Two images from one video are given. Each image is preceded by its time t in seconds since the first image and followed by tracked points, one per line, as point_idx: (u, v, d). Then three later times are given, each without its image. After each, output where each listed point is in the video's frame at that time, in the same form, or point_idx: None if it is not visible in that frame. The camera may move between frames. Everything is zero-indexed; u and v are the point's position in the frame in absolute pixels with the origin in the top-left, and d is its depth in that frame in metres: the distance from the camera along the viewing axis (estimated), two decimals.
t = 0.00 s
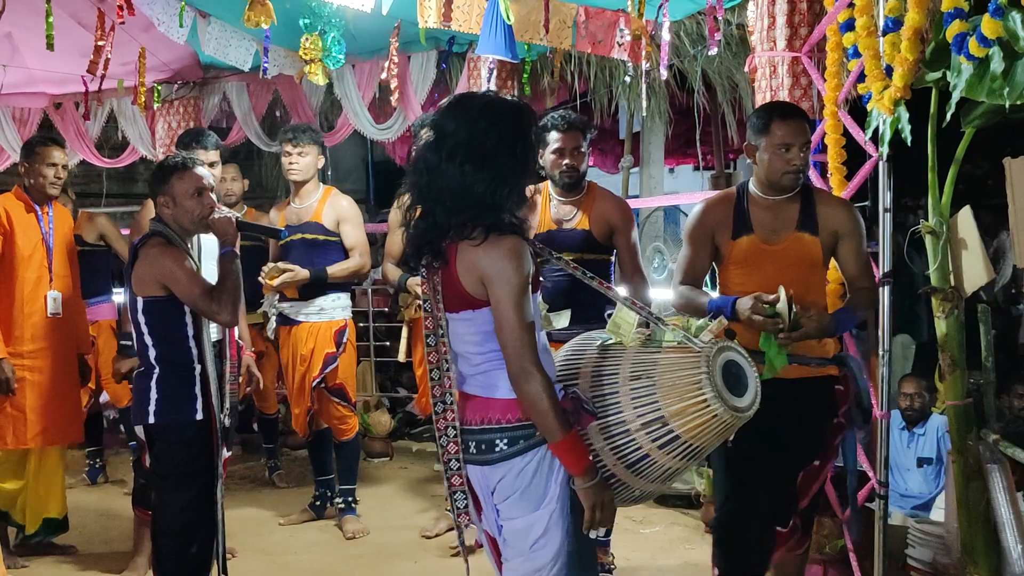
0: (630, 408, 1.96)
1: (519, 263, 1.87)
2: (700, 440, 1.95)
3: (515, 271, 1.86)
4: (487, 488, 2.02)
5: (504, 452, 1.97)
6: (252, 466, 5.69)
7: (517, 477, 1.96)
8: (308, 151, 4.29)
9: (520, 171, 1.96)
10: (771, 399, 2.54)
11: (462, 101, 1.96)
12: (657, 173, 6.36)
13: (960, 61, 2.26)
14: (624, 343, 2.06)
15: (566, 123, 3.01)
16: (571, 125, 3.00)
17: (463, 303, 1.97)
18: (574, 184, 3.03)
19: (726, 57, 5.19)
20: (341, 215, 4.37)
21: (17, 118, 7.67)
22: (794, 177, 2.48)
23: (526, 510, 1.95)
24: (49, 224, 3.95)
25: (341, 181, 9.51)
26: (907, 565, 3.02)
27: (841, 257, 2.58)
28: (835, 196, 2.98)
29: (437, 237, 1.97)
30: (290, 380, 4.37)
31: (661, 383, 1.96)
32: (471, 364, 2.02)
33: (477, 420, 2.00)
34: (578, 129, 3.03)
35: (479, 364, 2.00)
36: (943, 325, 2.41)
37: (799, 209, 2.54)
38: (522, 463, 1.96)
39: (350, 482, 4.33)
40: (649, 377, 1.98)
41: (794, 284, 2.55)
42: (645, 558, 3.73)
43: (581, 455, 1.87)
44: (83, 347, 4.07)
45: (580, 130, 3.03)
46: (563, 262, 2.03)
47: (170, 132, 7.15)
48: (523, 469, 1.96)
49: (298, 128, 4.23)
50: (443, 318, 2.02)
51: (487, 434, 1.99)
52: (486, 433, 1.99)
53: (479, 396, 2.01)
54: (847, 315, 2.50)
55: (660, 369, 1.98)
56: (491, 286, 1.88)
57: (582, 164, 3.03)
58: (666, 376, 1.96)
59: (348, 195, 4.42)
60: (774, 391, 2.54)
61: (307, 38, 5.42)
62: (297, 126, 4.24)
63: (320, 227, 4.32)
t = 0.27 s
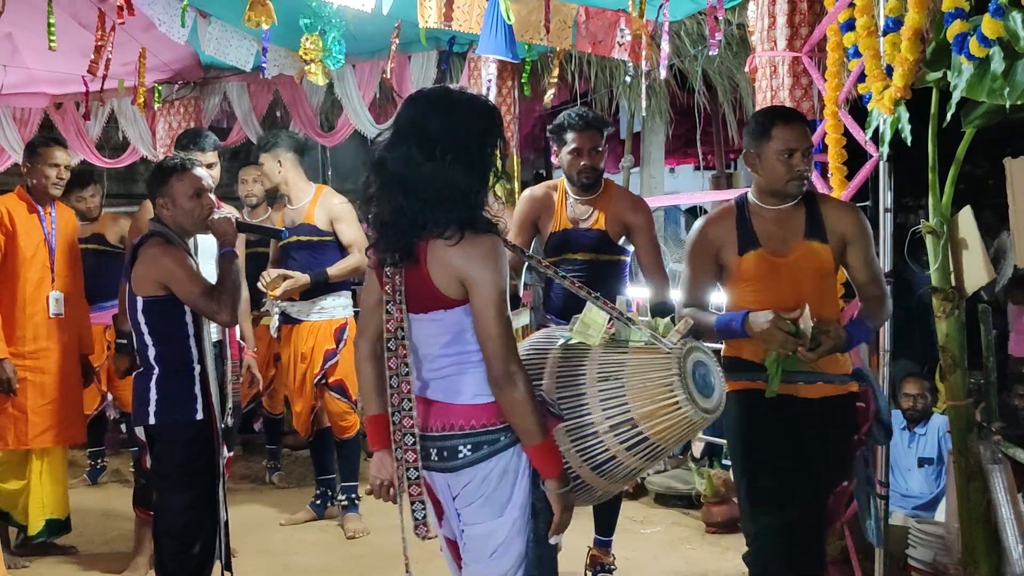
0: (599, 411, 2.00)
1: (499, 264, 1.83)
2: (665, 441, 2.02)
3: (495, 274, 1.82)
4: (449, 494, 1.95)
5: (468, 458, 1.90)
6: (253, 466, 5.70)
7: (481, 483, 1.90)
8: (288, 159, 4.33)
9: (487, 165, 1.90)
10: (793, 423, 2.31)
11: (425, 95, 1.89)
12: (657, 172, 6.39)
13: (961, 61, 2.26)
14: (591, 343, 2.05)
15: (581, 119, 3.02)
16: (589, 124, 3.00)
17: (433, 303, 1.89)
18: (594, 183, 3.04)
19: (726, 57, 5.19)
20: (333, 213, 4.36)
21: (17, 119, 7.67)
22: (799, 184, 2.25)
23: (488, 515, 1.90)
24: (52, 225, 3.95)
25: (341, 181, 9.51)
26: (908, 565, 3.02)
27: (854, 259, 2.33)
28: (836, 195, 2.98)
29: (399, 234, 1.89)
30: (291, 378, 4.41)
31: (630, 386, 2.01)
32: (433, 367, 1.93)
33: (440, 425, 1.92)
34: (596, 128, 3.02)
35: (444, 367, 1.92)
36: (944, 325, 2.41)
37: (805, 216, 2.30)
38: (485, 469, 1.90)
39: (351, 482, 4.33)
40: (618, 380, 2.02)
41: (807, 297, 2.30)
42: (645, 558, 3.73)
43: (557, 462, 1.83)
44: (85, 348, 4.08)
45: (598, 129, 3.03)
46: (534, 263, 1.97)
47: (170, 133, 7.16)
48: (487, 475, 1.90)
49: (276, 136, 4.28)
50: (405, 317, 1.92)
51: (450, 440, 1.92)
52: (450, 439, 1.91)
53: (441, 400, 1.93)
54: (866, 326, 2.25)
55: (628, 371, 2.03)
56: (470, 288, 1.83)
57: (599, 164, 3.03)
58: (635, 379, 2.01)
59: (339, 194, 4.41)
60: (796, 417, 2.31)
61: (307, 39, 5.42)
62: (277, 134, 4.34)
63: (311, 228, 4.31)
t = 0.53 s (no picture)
0: (558, 409, 2.03)
1: (468, 263, 1.80)
2: (620, 439, 2.08)
3: (464, 273, 1.79)
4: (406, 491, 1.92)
5: (427, 456, 1.88)
6: (254, 466, 5.70)
7: (440, 482, 1.88)
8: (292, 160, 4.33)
9: (452, 159, 1.86)
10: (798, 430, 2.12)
11: (386, 87, 1.83)
12: (657, 172, 6.50)
13: (962, 60, 2.26)
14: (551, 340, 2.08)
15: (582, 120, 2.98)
16: (591, 127, 2.97)
17: (397, 299, 1.86)
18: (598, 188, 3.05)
19: (726, 57, 5.19)
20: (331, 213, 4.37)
21: (18, 119, 7.68)
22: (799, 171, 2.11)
23: (445, 514, 1.88)
24: (54, 225, 3.96)
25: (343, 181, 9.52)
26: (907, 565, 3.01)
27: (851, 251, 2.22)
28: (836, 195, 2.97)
29: (365, 231, 1.86)
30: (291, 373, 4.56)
31: (590, 386, 2.05)
32: (397, 364, 1.90)
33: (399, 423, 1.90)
34: (598, 130, 3.00)
35: (408, 364, 1.88)
36: (945, 325, 2.40)
37: (801, 207, 2.16)
38: (445, 469, 1.87)
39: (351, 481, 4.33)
40: (578, 378, 2.06)
41: (810, 293, 2.14)
42: (645, 557, 3.73)
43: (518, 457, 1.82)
44: (85, 348, 4.08)
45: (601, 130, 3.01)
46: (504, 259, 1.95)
47: (170, 133, 7.16)
48: (447, 475, 1.88)
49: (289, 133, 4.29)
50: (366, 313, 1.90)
51: (410, 438, 1.89)
52: (409, 437, 1.89)
53: (405, 398, 1.90)
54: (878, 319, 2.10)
55: (588, 369, 2.07)
56: (439, 287, 1.79)
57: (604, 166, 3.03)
58: (594, 378, 2.06)
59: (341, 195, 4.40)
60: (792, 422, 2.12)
61: (307, 39, 5.38)
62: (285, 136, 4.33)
63: (310, 227, 4.33)
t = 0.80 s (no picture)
0: (510, 413, 1.97)
1: (411, 271, 1.74)
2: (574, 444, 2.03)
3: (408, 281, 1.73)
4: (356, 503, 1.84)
5: (377, 464, 1.80)
6: (254, 466, 5.70)
7: (392, 488, 1.80)
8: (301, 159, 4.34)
9: (405, 163, 1.82)
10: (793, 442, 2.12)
11: (335, 91, 1.80)
12: (657, 172, 6.42)
13: (961, 60, 2.26)
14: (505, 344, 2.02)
15: (566, 118, 2.92)
16: (575, 125, 2.90)
17: (341, 306, 1.79)
18: (583, 188, 2.95)
19: (726, 57, 5.19)
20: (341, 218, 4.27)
21: (17, 119, 7.68)
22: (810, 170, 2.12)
23: (401, 523, 1.80)
24: (55, 225, 3.97)
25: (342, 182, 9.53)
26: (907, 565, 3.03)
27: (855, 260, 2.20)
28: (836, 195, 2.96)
29: (319, 239, 1.79)
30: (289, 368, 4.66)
31: (542, 389, 2.00)
32: (345, 369, 1.83)
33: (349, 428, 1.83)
34: (582, 128, 2.93)
35: (355, 370, 1.82)
36: (944, 324, 2.41)
37: (805, 208, 2.16)
38: (396, 475, 1.80)
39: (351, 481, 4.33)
40: (530, 381, 2.01)
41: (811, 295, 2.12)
42: (645, 558, 3.73)
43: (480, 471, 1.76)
44: (85, 348, 4.08)
45: (584, 127, 2.94)
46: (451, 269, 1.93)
47: (170, 133, 7.16)
48: (399, 481, 1.80)
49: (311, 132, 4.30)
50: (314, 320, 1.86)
51: (360, 443, 1.82)
52: (359, 442, 1.81)
53: (353, 404, 1.82)
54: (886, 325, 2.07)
55: (540, 373, 2.03)
56: (381, 295, 1.73)
57: (590, 165, 2.95)
58: (546, 380, 2.02)
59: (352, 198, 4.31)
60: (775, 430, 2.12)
61: (307, 39, 5.31)
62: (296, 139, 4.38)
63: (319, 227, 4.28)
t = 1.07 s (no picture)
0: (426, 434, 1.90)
1: (323, 278, 1.72)
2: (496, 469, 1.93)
3: (317, 292, 1.70)
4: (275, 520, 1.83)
5: (293, 482, 1.80)
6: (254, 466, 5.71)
7: (308, 507, 1.80)
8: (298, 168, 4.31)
9: (333, 173, 1.82)
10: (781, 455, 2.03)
11: (263, 97, 1.79)
12: (656, 172, 6.30)
13: (961, 60, 2.26)
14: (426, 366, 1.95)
15: (556, 111, 2.90)
16: (565, 119, 2.88)
17: (252, 318, 1.77)
18: (576, 184, 2.89)
19: (726, 57, 5.19)
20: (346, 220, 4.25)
21: (17, 119, 7.68)
22: (829, 179, 1.95)
23: (328, 546, 1.80)
24: (55, 225, 3.96)
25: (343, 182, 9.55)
26: (907, 564, 3.04)
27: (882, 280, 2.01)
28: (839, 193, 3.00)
29: (243, 246, 1.76)
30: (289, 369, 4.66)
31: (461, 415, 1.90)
32: (258, 384, 1.82)
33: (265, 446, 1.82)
34: (572, 123, 2.91)
35: (267, 384, 1.81)
36: (945, 324, 2.40)
37: (826, 216, 1.99)
38: (311, 493, 1.80)
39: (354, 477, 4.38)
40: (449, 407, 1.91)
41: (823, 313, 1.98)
42: (645, 557, 3.74)
43: (445, 412, 1.76)
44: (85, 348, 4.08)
45: (573, 121, 2.91)
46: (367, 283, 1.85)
47: (170, 132, 7.16)
48: (315, 500, 1.80)
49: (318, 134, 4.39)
50: (228, 330, 1.81)
51: (274, 462, 1.82)
52: (274, 461, 1.81)
53: (266, 421, 1.82)
54: (895, 355, 1.90)
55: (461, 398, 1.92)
56: (290, 304, 1.71)
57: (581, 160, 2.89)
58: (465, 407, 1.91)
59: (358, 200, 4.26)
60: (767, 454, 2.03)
61: (308, 39, 5.38)
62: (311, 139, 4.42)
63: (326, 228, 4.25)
